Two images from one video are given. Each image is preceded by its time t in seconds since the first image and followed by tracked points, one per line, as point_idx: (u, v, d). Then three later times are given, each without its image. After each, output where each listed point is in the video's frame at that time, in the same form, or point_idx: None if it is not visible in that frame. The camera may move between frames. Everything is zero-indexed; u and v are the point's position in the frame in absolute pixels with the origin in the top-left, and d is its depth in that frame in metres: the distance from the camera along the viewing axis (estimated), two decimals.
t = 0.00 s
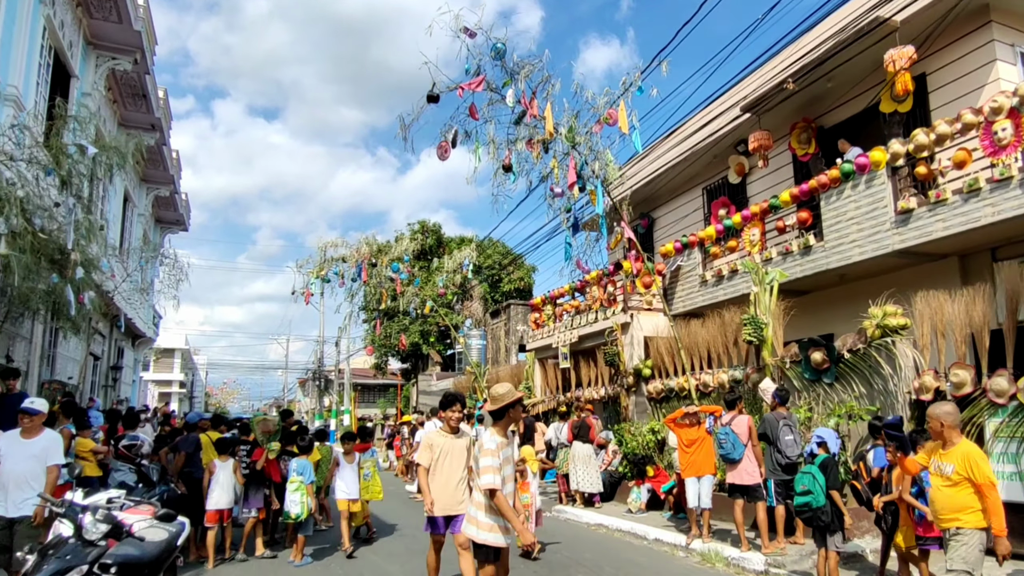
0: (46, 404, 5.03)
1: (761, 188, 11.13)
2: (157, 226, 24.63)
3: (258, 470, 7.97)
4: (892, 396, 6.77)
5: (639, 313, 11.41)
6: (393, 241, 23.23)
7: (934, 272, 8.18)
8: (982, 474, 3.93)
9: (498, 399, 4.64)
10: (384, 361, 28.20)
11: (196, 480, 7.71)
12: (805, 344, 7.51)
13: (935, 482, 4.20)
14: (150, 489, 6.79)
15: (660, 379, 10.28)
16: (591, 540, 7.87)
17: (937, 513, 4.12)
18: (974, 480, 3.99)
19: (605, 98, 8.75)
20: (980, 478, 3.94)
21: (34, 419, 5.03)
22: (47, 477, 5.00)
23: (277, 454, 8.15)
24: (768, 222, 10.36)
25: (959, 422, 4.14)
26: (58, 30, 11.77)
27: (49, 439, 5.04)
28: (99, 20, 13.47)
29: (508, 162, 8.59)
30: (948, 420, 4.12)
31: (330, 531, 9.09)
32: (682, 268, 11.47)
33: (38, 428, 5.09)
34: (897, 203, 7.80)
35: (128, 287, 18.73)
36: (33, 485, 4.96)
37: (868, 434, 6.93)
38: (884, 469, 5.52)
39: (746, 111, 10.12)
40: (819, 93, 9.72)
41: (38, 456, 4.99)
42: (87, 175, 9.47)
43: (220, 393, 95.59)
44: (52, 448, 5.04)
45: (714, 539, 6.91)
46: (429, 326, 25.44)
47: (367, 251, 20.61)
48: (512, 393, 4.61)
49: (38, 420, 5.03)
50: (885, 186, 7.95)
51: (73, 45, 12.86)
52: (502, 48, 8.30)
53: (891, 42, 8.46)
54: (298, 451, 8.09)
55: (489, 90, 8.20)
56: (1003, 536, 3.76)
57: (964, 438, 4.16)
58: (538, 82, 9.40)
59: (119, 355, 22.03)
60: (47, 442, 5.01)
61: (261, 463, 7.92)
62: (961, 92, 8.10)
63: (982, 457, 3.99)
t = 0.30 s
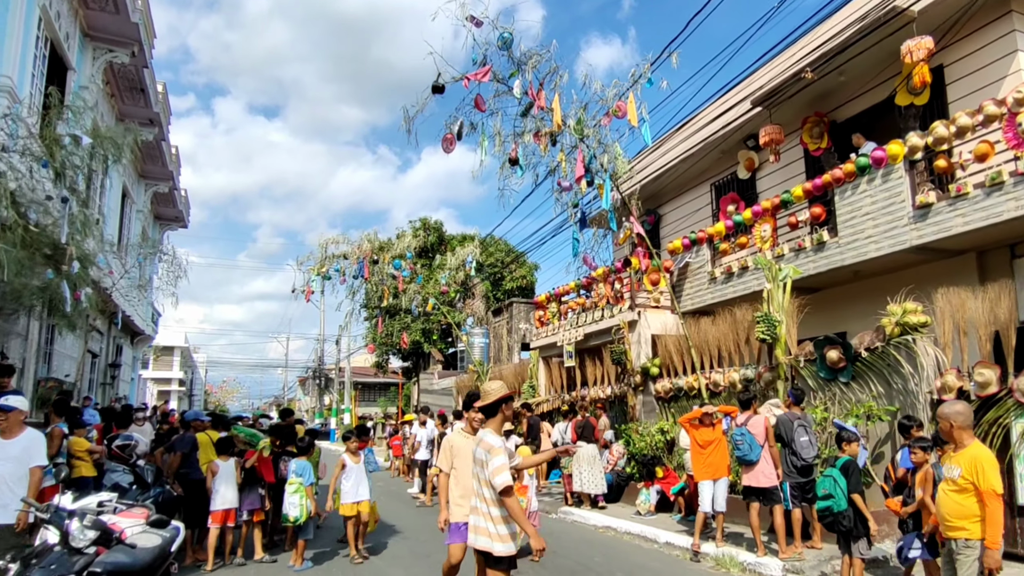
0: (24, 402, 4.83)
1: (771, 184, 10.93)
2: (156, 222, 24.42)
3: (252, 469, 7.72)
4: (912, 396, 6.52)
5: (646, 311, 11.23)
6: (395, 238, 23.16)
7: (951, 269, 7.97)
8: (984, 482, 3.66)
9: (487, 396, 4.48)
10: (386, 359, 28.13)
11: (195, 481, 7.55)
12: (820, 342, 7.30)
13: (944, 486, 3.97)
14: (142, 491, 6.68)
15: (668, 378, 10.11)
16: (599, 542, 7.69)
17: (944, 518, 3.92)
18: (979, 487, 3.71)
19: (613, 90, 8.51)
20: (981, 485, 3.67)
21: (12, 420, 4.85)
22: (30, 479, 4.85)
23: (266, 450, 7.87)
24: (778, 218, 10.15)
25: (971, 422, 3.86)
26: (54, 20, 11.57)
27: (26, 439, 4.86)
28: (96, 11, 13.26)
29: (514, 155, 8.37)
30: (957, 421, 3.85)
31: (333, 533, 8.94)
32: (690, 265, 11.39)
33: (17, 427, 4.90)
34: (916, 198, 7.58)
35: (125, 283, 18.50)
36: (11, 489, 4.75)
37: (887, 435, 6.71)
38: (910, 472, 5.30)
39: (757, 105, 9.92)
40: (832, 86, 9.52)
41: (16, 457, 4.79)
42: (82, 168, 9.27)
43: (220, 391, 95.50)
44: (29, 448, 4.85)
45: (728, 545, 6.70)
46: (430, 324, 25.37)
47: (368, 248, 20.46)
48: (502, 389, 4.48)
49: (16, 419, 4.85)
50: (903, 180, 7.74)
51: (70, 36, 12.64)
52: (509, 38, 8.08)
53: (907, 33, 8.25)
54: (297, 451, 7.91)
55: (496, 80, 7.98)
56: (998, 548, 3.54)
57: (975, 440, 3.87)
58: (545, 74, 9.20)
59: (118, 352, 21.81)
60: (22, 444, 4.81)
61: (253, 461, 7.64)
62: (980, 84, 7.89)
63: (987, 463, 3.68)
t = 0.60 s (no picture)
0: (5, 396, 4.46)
1: (789, 179, 10.68)
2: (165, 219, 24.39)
3: (253, 467, 7.53)
4: (942, 396, 6.30)
5: (662, 308, 11.08)
6: (404, 235, 23.12)
7: (978, 265, 7.71)
8: (982, 489, 3.50)
9: (478, 399, 4.33)
10: (395, 357, 28.14)
11: (199, 481, 7.35)
12: (844, 340, 7.06)
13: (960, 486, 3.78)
14: (144, 492, 6.55)
15: (683, 376, 9.97)
16: (614, 545, 7.50)
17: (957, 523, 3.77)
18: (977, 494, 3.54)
19: (630, 81, 8.28)
20: (978, 492, 3.52)
21: None
22: (7, 486, 4.33)
23: (268, 448, 7.64)
24: (797, 213, 9.91)
25: (979, 425, 3.65)
26: (61, 13, 11.45)
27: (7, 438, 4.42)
28: (104, 4, 13.15)
29: (528, 147, 8.15)
30: (963, 424, 3.66)
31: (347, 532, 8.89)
32: (706, 262, 11.20)
33: None
34: (943, 191, 7.32)
35: (134, 279, 18.47)
36: None
37: (916, 436, 6.49)
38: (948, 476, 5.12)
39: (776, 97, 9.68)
40: (853, 77, 9.28)
41: None
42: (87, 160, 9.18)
43: (230, 389, 96.10)
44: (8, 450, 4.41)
45: (750, 548, 6.51)
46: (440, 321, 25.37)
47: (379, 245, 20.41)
48: (494, 391, 4.34)
49: None
50: (930, 173, 7.48)
51: (77, 30, 12.55)
52: (523, 27, 7.87)
53: (933, 23, 8.00)
54: (304, 453, 7.70)
55: (509, 70, 7.77)
56: (976, 556, 3.47)
57: (985, 442, 3.63)
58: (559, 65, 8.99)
59: (127, 349, 21.78)
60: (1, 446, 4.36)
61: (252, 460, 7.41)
62: (1009, 74, 7.64)
63: (992, 471, 3.50)
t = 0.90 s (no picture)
0: (17, 385, 4.21)
1: (836, 168, 10.32)
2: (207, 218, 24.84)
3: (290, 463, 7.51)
4: (1007, 393, 5.97)
5: (703, 302, 10.94)
6: (440, 231, 23.29)
7: None
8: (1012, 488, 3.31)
9: (510, 392, 4.18)
10: (431, 354, 28.28)
11: (239, 475, 7.31)
12: (900, 334, 6.76)
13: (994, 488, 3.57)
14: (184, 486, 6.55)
15: (726, 372, 9.75)
16: (656, 546, 7.30)
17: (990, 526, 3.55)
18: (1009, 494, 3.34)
19: (672, 68, 8.04)
20: (1008, 491, 3.33)
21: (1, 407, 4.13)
22: (27, 478, 4.21)
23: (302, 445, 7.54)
24: (846, 203, 9.57)
25: (1014, 421, 3.48)
26: (105, 13, 11.60)
27: (21, 429, 4.20)
28: (147, 5, 13.37)
29: (568, 136, 7.96)
30: (996, 421, 3.51)
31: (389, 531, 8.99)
32: (748, 255, 10.91)
33: (6, 416, 4.21)
34: (1005, 177, 6.95)
35: (176, 277, 18.80)
36: (9, 491, 4.08)
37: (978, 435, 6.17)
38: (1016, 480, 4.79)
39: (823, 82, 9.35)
40: (905, 60, 8.91)
41: (8, 452, 4.11)
42: (127, 154, 9.31)
43: (270, 386, 97.90)
44: (21, 443, 4.18)
45: (801, 552, 6.30)
46: (476, 318, 25.43)
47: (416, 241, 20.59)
48: (527, 383, 4.20)
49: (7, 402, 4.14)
50: (989, 158, 7.10)
51: (122, 30, 12.76)
52: (563, 13, 7.69)
53: None
54: (341, 449, 7.67)
55: (549, 58, 7.61)
56: (1011, 561, 3.27)
57: (1017, 441, 3.45)
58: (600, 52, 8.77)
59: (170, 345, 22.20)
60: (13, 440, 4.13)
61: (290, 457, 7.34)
62: None
63: (1019, 469, 3.30)
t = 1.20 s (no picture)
0: (69, 378, 4.38)
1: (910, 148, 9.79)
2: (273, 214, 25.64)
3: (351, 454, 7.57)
4: None
5: (768, 291, 10.64)
6: (497, 224, 23.50)
7: None
8: None
9: (578, 381, 4.08)
10: (490, 345, 28.58)
11: (301, 465, 7.48)
12: (986, 322, 6.37)
13: None
14: (246, 475, 6.71)
15: (793, 363, 9.48)
16: (723, 542, 7.07)
17: None
18: None
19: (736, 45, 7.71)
20: None
21: (53, 400, 4.34)
22: (74, 472, 4.36)
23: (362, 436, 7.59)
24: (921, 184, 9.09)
25: None
26: (172, 13, 12.01)
27: (74, 423, 4.39)
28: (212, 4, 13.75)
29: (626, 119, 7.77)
30: None
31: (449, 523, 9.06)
32: (815, 241, 10.52)
33: (58, 409, 4.41)
34: None
35: (245, 270, 19.45)
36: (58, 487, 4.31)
37: None
38: None
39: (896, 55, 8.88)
40: (987, 29, 8.37)
41: (55, 447, 4.31)
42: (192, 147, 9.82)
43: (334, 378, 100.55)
44: (69, 438, 4.36)
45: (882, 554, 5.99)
46: (534, 309, 25.61)
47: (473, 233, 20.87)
48: (594, 374, 4.09)
49: (57, 395, 4.35)
50: None
51: (190, 30, 13.14)
52: None
53: None
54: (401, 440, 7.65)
55: (608, 38, 7.38)
56: None
57: None
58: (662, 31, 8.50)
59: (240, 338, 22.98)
60: (59, 436, 4.32)
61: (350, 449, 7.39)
62: None
63: None
